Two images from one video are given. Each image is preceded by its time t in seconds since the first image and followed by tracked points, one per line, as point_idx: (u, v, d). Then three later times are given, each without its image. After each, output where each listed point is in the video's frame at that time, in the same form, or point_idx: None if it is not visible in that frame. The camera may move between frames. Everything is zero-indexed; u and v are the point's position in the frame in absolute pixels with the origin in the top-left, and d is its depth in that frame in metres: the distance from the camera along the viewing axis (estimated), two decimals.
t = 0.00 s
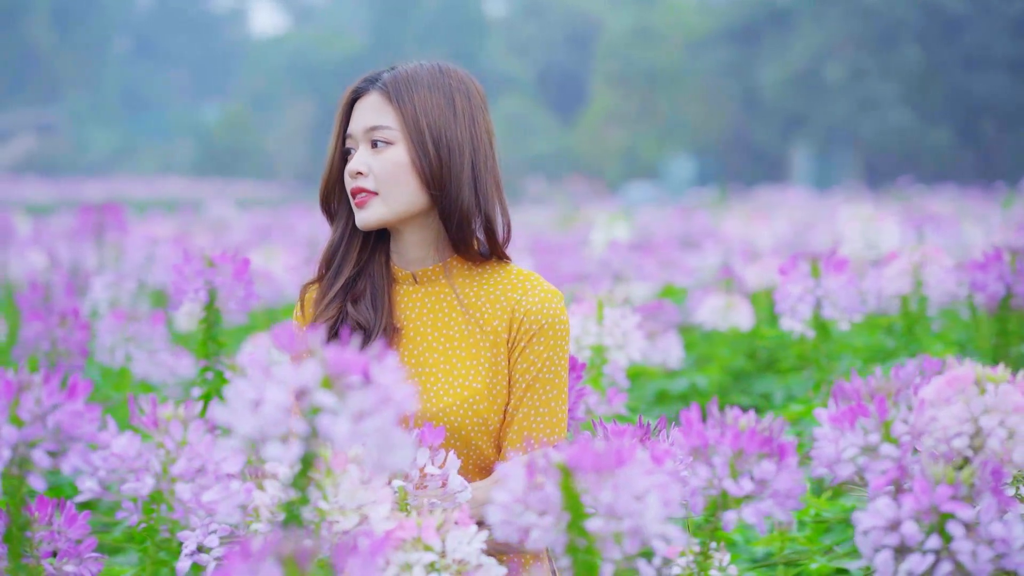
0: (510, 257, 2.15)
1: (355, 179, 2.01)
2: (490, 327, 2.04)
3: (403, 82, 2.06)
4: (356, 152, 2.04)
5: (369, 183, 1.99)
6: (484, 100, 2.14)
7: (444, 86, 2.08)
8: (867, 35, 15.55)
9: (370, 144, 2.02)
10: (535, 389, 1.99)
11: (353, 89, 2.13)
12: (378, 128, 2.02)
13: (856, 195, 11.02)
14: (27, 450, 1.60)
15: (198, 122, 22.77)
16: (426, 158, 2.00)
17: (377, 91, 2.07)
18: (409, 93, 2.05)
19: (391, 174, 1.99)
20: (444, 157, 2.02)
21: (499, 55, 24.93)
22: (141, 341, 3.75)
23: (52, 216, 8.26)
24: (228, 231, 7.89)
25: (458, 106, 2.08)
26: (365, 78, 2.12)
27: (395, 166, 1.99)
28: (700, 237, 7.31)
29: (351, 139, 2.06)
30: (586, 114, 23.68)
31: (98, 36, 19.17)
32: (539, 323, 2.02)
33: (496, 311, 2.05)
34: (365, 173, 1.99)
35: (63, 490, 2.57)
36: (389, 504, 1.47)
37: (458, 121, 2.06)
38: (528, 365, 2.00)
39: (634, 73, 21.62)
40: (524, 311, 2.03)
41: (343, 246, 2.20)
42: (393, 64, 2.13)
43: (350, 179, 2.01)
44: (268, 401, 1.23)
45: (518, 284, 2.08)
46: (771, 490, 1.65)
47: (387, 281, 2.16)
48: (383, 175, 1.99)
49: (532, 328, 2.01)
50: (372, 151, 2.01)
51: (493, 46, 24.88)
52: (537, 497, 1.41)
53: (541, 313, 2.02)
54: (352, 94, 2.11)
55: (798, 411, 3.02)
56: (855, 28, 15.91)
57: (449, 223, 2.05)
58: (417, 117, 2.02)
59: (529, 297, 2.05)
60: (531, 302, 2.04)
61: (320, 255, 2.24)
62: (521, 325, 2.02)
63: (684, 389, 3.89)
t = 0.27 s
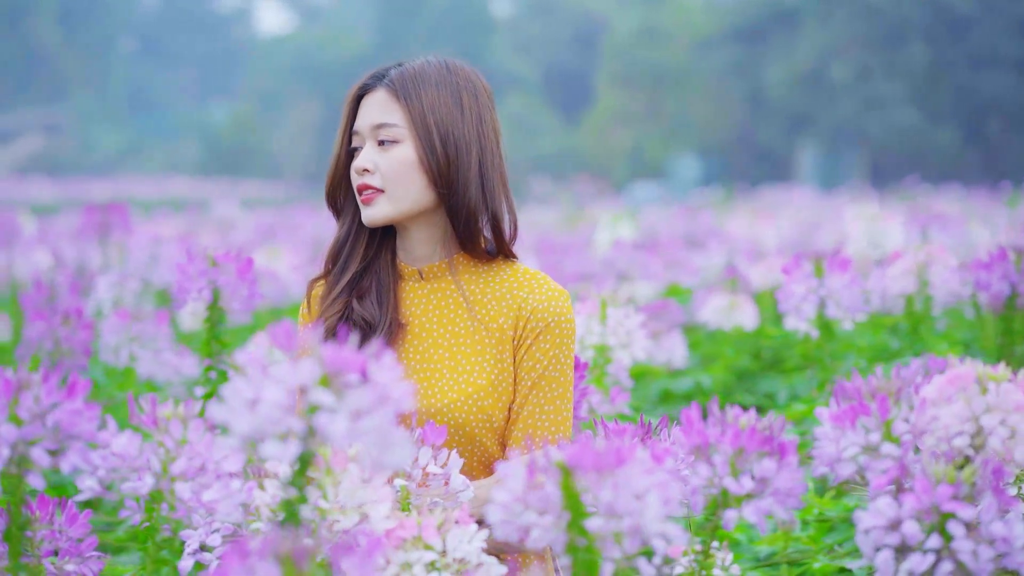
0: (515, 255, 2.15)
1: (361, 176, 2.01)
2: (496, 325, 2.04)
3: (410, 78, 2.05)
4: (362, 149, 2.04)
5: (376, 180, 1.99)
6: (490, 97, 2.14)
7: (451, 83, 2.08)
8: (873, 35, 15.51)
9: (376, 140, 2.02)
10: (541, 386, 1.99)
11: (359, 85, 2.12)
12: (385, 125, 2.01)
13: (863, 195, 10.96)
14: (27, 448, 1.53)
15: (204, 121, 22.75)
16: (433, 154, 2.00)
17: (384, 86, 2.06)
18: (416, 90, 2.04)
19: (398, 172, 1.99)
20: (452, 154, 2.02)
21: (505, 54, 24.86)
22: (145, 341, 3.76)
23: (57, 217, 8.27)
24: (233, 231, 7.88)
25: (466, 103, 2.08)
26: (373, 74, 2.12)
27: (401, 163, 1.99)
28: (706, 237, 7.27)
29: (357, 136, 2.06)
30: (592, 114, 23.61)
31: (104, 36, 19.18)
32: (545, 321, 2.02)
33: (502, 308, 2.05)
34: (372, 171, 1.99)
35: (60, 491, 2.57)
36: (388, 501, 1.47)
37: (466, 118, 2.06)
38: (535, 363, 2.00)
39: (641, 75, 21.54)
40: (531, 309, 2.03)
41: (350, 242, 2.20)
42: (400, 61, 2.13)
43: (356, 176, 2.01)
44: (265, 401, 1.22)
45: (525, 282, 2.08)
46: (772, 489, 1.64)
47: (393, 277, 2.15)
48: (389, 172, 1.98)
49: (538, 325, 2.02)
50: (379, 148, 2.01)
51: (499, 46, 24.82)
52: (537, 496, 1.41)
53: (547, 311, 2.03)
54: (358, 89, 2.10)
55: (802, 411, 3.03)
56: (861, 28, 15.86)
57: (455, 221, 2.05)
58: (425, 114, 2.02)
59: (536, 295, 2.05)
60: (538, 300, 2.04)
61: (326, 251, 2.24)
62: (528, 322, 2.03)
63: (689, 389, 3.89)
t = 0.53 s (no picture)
0: (522, 253, 2.15)
1: (368, 173, 2.00)
2: (503, 320, 2.04)
3: (418, 75, 2.05)
4: (370, 146, 2.04)
5: (383, 177, 1.99)
6: (497, 94, 2.14)
7: (459, 80, 2.08)
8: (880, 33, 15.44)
9: (384, 137, 2.02)
10: (547, 383, 1.99)
11: (368, 81, 2.12)
12: (393, 122, 2.01)
13: (871, 194, 10.88)
14: (26, 446, 1.57)
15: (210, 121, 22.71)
16: (442, 150, 2.00)
17: (393, 83, 2.06)
18: (425, 86, 2.04)
19: (405, 169, 1.99)
20: (460, 151, 2.02)
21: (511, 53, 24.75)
22: (149, 340, 3.78)
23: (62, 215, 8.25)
24: (238, 230, 7.87)
25: (474, 101, 2.08)
26: (381, 70, 2.12)
27: (409, 160, 1.99)
28: (711, 237, 7.21)
29: (365, 132, 2.06)
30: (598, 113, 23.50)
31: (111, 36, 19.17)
32: (551, 317, 2.02)
33: (509, 305, 2.05)
34: (380, 167, 1.99)
35: (62, 491, 2.61)
36: (388, 500, 1.46)
37: (474, 116, 2.06)
38: (541, 359, 2.00)
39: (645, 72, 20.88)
40: (537, 305, 2.03)
41: (358, 239, 2.21)
42: (408, 57, 2.13)
43: (364, 172, 2.01)
44: (261, 400, 1.23)
45: (530, 279, 2.08)
46: (772, 487, 1.65)
47: (399, 274, 2.16)
48: (397, 169, 1.98)
49: (545, 322, 2.02)
50: (387, 145, 2.01)
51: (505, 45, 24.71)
52: (536, 495, 1.40)
53: (554, 307, 2.03)
54: (367, 85, 2.10)
55: (806, 410, 3.03)
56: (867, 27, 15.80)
57: (462, 217, 2.05)
58: (434, 111, 2.02)
59: (542, 292, 2.05)
60: (545, 296, 2.04)
61: (333, 247, 2.25)
62: (534, 319, 2.03)
63: (693, 388, 3.90)
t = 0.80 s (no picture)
0: (528, 251, 2.15)
1: (377, 172, 2.01)
2: (510, 317, 2.04)
3: (427, 74, 2.05)
4: (378, 145, 2.04)
5: (393, 176, 1.99)
6: (504, 92, 2.14)
7: (466, 77, 2.08)
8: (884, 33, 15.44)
9: (393, 136, 2.02)
10: (553, 379, 1.99)
11: (375, 79, 2.12)
12: (401, 121, 2.01)
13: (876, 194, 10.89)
14: (25, 446, 1.57)
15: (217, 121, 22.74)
16: (451, 149, 2.00)
17: (401, 81, 2.06)
18: (433, 85, 2.04)
19: (414, 168, 1.99)
20: (469, 149, 2.02)
21: (517, 54, 24.79)
22: (153, 340, 3.79)
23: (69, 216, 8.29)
24: (244, 230, 7.91)
25: (481, 99, 2.08)
26: (389, 67, 2.11)
27: (418, 158, 1.99)
28: (716, 235, 7.24)
29: (373, 130, 2.06)
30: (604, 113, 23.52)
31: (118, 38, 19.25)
32: (557, 313, 2.02)
33: (515, 302, 2.05)
34: (389, 167, 1.99)
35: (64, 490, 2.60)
36: (389, 499, 1.46)
37: (482, 114, 2.06)
38: (547, 354, 2.00)
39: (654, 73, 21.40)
40: (543, 302, 2.03)
41: (366, 235, 2.21)
42: (416, 55, 2.12)
43: (373, 171, 2.01)
44: (260, 399, 1.23)
45: (536, 276, 2.08)
46: (773, 486, 1.66)
47: (406, 271, 2.16)
48: (407, 167, 1.98)
49: (551, 317, 2.02)
50: (396, 144, 2.01)
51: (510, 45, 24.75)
52: (536, 494, 1.40)
53: (559, 304, 2.03)
54: (375, 83, 2.10)
55: (809, 409, 3.02)
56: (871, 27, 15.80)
57: (471, 215, 2.05)
58: (442, 109, 2.02)
59: (548, 289, 2.05)
60: (550, 293, 2.04)
61: (341, 244, 2.25)
62: (540, 315, 2.03)
63: (697, 388, 3.89)
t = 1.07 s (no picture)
0: (533, 248, 2.15)
1: (387, 171, 2.01)
2: (514, 313, 2.04)
3: (435, 73, 2.05)
4: (387, 143, 2.04)
5: (402, 176, 1.99)
6: (511, 90, 2.14)
7: (473, 76, 2.08)
8: (890, 32, 15.41)
9: (401, 135, 2.02)
10: (557, 373, 1.99)
11: (383, 77, 2.11)
12: (410, 120, 2.01)
13: (883, 194, 10.84)
14: (26, 445, 1.67)
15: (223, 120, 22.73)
16: (460, 147, 2.00)
17: (409, 80, 2.05)
18: (441, 84, 2.04)
19: (423, 167, 1.99)
20: (478, 148, 2.02)
21: (524, 53, 24.73)
22: (157, 339, 3.79)
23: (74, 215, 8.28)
24: (250, 229, 7.90)
25: (489, 98, 2.08)
26: (397, 65, 2.11)
27: (427, 158, 1.99)
28: (722, 236, 7.20)
29: (381, 129, 2.06)
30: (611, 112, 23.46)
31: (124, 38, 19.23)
32: (560, 309, 2.02)
33: (519, 298, 2.05)
34: (397, 166, 1.99)
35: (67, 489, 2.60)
36: (389, 499, 1.46)
37: (490, 113, 2.06)
38: (551, 350, 2.00)
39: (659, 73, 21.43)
40: (547, 298, 2.03)
41: (371, 232, 2.20)
42: (423, 53, 2.12)
43: (382, 170, 2.01)
44: (261, 397, 1.24)
45: (540, 273, 2.09)
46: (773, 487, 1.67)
47: (412, 268, 2.16)
48: (416, 167, 1.99)
49: (555, 313, 2.02)
50: (405, 143, 2.01)
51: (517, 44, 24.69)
52: (537, 493, 1.40)
53: (562, 300, 2.03)
54: (382, 81, 2.09)
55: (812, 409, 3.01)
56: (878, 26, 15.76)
57: (479, 214, 2.06)
58: (451, 108, 2.02)
59: (552, 286, 2.05)
60: (554, 289, 2.05)
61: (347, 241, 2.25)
62: (543, 311, 2.03)
63: (701, 387, 3.88)
